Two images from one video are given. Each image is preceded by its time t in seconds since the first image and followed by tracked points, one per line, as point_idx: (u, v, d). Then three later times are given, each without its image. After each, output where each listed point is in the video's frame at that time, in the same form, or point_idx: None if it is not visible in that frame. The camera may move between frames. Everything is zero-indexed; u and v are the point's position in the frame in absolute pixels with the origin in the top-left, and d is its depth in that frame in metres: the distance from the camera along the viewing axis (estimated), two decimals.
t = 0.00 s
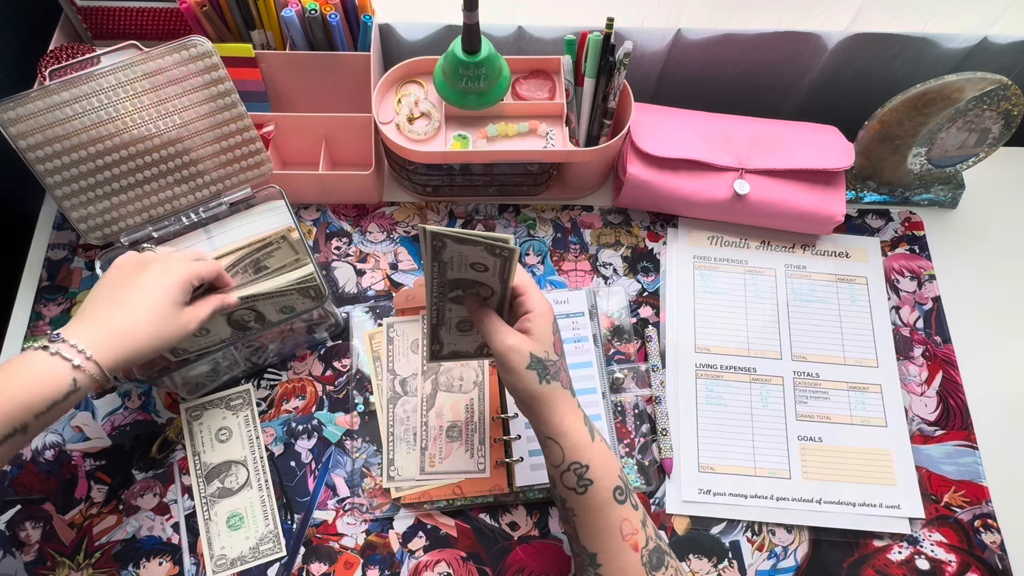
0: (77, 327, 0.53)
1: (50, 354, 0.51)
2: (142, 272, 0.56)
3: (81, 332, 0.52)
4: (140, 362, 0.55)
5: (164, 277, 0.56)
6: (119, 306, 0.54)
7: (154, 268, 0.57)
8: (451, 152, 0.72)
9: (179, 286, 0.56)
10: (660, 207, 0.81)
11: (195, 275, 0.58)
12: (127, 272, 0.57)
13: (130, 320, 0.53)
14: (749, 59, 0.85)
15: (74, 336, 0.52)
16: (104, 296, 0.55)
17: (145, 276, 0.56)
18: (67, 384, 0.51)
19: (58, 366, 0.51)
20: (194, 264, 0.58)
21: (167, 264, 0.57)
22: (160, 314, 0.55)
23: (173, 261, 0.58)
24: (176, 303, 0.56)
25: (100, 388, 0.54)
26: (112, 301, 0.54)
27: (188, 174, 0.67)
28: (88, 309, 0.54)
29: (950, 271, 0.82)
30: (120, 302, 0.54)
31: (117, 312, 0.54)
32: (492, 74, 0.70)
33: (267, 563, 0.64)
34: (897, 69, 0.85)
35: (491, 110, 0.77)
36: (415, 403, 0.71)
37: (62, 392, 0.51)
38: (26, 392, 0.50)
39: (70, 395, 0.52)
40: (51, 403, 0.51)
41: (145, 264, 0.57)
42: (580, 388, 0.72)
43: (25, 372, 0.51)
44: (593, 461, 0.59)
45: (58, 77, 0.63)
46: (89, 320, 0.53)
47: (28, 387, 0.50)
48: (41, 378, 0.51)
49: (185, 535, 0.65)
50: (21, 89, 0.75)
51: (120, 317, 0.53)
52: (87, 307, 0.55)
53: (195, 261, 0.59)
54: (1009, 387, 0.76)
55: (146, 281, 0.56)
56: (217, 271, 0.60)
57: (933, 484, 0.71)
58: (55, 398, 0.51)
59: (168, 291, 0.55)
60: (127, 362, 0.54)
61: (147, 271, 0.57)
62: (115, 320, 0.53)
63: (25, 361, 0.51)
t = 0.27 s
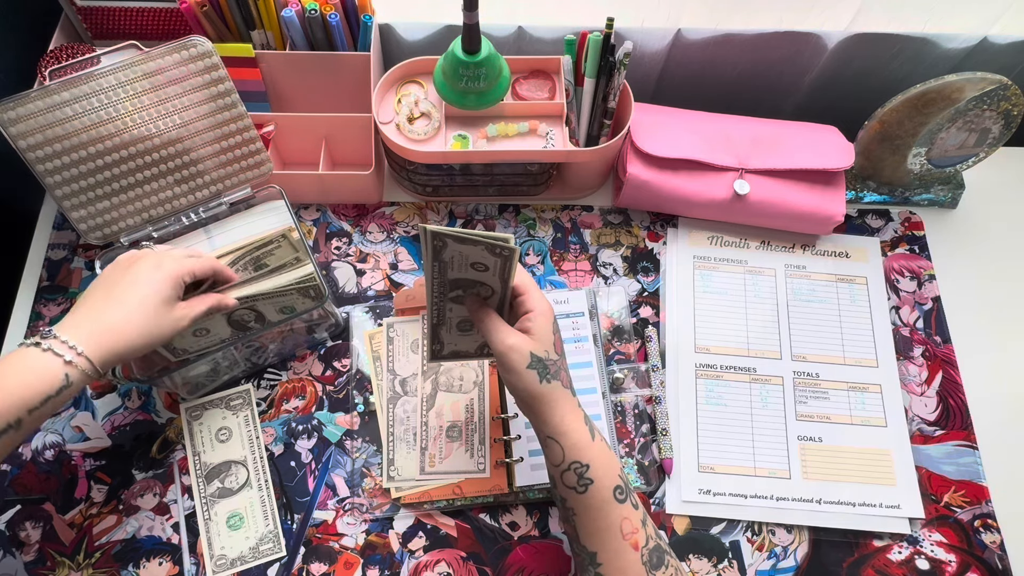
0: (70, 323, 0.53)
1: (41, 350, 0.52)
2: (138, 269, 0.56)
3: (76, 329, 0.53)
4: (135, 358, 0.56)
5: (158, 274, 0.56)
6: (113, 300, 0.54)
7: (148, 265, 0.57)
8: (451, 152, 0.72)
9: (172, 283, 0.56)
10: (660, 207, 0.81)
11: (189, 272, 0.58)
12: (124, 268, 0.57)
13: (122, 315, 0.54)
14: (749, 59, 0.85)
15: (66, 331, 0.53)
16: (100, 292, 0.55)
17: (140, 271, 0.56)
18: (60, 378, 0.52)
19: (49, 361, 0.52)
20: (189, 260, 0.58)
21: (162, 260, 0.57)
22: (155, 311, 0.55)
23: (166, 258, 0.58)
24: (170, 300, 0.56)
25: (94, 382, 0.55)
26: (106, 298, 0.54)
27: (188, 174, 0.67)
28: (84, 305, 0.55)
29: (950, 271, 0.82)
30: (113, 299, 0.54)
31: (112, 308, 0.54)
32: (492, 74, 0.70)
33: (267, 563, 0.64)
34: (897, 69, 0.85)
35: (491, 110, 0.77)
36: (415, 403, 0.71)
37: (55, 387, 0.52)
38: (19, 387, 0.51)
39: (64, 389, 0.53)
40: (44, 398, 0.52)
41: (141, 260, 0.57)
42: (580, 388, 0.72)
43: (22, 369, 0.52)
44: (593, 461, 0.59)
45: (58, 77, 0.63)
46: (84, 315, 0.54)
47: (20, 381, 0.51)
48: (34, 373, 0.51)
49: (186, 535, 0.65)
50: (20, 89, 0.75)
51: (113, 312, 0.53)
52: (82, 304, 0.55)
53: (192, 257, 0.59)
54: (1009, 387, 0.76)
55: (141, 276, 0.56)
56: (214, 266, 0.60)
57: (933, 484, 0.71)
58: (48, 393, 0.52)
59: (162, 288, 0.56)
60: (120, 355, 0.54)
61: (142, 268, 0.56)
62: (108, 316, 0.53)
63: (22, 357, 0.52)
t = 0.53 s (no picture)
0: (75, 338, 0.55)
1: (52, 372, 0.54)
2: (139, 280, 0.57)
3: (81, 346, 0.55)
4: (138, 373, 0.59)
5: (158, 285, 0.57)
6: (117, 317, 0.55)
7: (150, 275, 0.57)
8: (451, 152, 0.72)
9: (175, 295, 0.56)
10: (660, 207, 0.81)
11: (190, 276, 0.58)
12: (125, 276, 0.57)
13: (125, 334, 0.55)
14: (749, 59, 0.85)
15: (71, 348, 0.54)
16: (103, 303, 0.56)
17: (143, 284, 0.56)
18: (68, 395, 0.54)
19: (59, 382, 0.54)
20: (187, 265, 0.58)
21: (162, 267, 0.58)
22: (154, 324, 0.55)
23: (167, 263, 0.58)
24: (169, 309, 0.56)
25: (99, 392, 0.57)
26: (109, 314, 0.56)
27: (188, 174, 0.67)
28: (87, 316, 0.56)
29: (950, 271, 0.82)
30: (116, 315, 0.55)
31: (117, 327, 0.55)
32: (492, 74, 0.70)
33: (267, 563, 0.64)
34: (897, 69, 0.85)
35: (491, 110, 0.77)
36: (415, 403, 0.71)
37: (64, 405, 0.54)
38: (28, 405, 0.53)
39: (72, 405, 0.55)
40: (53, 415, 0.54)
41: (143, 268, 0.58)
42: (580, 388, 0.72)
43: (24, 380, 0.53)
44: (596, 460, 0.59)
45: (58, 78, 0.63)
46: (88, 330, 0.55)
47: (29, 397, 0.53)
48: (43, 392, 0.53)
49: (185, 535, 0.65)
50: (20, 89, 0.75)
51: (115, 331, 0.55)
52: (85, 313, 0.56)
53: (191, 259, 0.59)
54: (1009, 387, 0.76)
55: (144, 293, 0.56)
56: (218, 263, 0.60)
57: (933, 484, 0.71)
58: (57, 410, 0.54)
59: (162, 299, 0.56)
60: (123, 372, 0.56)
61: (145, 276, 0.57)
62: (110, 335, 0.55)
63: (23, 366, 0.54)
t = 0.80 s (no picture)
0: (80, 338, 0.55)
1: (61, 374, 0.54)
2: (146, 283, 0.57)
3: (87, 347, 0.54)
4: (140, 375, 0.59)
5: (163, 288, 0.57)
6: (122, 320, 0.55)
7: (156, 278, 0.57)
8: (451, 152, 0.72)
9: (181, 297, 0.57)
10: (660, 207, 0.81)
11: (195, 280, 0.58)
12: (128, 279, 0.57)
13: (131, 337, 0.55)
14: (749, 59, 0.85)
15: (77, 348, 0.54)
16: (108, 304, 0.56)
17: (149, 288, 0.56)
18: (73, 396, 0.55)
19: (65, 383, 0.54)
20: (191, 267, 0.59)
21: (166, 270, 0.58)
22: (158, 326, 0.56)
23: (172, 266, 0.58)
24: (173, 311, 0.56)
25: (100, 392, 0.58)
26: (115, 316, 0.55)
27: (188, 174, 0.67)
28: (91, 316, 0.56)
29: (949, 271, 0.82)
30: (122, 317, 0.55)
31: (120, 329, 0.55)
32: (492, 74, 0.70)
33: (267, 563, 0.64)
34: (897, 69, 0.85)
35: (491, 110, 0.77)
36: (415, 403, 0.71)
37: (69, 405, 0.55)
38: (34, 405, 0.53)
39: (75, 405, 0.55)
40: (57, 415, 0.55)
41: (148, 271, 0.57)
42: (580, 388, 0.72)
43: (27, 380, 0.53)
44: (597, 460, 0.60)
45: (58, 78, 0.63)
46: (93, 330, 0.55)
47: (35, 397, 0.53)
48: (49, 394, 0.53)
49: (185, 535, 0.65)
50: (20, 89, 0.75)
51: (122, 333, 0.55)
52: (88, 313, 0.56)
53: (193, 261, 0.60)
54: (1009, 387, 0.76)
55: (151, 296, 0.56)
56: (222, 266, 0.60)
57: (933, 484, 0.71)
58: (62, 409, 0.55)
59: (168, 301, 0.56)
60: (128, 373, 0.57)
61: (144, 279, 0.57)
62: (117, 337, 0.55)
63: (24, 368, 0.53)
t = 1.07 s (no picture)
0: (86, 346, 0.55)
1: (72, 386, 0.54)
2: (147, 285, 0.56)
3: (93, 353, 0.55)
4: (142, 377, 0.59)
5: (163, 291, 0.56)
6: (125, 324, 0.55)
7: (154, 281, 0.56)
8: (451, 152, 0.72)
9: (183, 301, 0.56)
10: (660, 207, 0.81)
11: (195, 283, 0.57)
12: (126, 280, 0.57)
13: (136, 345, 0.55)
14: (749, 59, 0.85)
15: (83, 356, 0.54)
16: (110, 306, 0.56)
17: (148, 289, 0.56)
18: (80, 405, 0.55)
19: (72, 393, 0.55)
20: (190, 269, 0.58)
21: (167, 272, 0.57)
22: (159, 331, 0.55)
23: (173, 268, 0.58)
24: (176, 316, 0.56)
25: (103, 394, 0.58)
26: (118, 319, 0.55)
27: (188, 174, 0.67)
28: (93, 319, 0.56)
29: (949, 271, 0.82)
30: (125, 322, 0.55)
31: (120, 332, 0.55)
32: (492, 74, 0.70)
33: (267, 563, 0.64)
34: (897, 69, 0.85)
35: (491, 110, 0.77)
36: (415, 403, 0.71)
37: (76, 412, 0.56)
38: (42, 412, 0.54)
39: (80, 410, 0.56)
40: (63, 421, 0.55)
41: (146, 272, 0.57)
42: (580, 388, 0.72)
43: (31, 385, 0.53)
44: (597, 460, 0.60)
45: (58, 78, 0.63)
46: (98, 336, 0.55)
47: (43, 404, 0.53)
48: (59, 403, 0.54)
49: (185, 535, 0.65)
50: (21, 89, 0.75)
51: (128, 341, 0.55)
52: (90, 315, 0.56)
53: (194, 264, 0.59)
54: (1009, 387, 0.76)
55: (152, 298, 0.56)
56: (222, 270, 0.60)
57: (933, 484, 0.71)
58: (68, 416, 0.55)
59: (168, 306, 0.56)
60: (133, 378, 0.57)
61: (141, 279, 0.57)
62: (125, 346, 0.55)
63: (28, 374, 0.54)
